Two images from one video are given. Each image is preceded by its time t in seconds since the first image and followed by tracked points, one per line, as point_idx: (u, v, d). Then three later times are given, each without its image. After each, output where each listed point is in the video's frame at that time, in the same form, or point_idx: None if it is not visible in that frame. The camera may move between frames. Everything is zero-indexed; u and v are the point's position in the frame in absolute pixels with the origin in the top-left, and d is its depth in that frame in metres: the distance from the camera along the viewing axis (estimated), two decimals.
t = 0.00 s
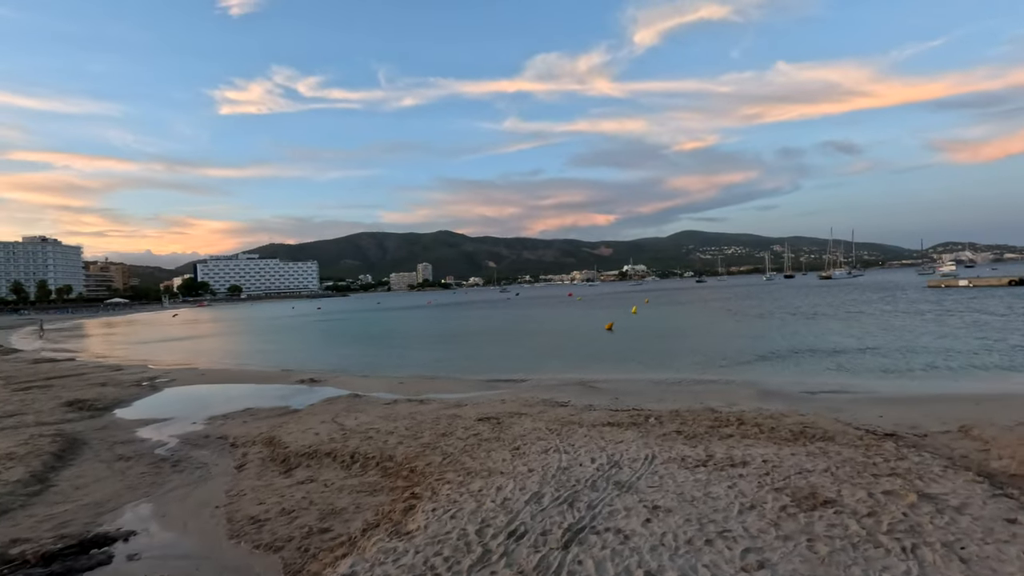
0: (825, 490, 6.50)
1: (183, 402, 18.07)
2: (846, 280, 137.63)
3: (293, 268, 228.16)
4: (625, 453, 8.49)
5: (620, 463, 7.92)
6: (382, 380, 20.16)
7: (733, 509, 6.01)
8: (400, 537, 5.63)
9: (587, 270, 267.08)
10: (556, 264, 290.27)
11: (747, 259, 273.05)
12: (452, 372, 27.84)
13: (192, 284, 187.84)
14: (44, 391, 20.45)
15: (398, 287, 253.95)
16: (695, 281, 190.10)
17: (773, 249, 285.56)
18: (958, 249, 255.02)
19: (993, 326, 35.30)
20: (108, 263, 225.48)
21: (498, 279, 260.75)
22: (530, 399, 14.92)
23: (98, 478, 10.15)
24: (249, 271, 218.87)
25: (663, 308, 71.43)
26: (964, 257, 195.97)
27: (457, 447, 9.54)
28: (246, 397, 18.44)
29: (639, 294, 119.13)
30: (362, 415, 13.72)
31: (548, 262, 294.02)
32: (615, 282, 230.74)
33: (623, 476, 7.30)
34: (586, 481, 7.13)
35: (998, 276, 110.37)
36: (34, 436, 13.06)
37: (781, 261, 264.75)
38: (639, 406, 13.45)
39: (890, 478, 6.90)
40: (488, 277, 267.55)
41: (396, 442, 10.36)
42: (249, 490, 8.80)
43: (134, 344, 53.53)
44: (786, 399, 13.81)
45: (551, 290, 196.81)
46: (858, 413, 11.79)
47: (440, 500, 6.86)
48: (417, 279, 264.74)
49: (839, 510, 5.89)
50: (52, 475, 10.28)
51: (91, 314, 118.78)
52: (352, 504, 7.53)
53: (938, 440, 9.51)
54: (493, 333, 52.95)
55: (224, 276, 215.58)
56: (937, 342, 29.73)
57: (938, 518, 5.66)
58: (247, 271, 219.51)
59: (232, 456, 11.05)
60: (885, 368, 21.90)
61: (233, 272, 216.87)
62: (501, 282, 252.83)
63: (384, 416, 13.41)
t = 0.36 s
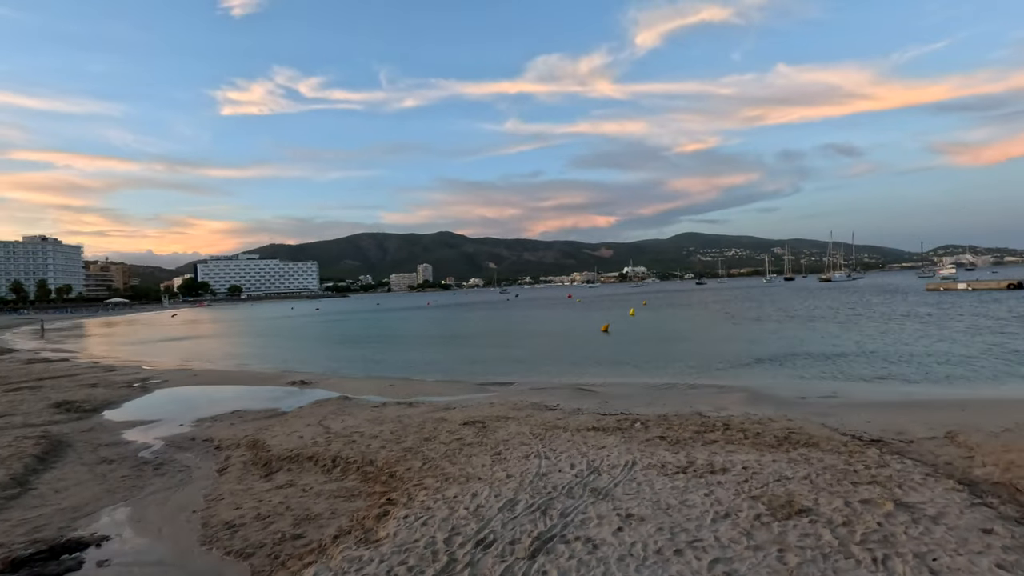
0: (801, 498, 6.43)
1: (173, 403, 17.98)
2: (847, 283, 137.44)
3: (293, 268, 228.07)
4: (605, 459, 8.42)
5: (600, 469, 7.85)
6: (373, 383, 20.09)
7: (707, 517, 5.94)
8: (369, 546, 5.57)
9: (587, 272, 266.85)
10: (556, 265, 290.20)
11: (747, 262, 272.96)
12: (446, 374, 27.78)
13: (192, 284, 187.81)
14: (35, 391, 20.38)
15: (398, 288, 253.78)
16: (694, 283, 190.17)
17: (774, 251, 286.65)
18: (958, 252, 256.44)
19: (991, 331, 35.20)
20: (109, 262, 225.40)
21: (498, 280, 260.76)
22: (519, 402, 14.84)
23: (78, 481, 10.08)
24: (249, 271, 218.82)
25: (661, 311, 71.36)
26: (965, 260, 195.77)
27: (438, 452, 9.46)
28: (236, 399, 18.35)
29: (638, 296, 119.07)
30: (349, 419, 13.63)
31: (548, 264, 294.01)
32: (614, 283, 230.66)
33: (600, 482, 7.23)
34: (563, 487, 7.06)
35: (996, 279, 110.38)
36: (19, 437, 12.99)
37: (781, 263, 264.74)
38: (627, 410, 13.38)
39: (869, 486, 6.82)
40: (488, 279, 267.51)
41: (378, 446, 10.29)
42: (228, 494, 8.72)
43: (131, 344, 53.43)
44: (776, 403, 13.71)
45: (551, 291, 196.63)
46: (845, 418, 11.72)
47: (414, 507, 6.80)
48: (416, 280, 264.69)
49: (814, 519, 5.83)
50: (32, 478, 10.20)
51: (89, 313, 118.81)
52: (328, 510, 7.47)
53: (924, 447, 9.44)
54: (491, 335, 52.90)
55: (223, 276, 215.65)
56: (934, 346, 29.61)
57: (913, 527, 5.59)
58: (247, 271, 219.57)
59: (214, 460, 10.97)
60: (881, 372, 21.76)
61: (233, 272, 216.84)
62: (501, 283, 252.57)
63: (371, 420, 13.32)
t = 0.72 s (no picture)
0: (774, 505, 6.39)
1: (157, 405, 17.80)
2: (841, 284, 138.10)
3: (288, 268, 227.37)
4: (583, 463, 8.36)
5: (576, 474, 7.79)
6: (360, 384, 19.99)
7: (678, 525, 5.90)
8: (335, 554, 5.50)
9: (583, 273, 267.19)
10: (552, 266, 290.50)
11: (742, 263, 273.88)
12: (436, 375, 27.72)
13: (186, 283, 186.73)
14: (18, 393, 20.17)
15: (393, 288, 253.12)
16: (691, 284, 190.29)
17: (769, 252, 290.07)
18: (949, 254, 263.18)
19: (981, 333, 35.41)
20: (101, 262, 223.86)
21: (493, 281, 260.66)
22: (504, 404, 14.77)
23: (53, 485, 9.96)
24: (243, 271, 217.83)
25: (655, 312, 71.40)
26: (957, 263, 197.18)
27: (416, 456, 9.37)
28: (221, 401, 18.20)
29: (633, 297, 119.34)
30: (331, 421, 13.52)
31: (543, 265, 294.26)
32: (610, 284, 230.88)
33: (575, 488, 7.18)
34: (537, 493, 7.01)
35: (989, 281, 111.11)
36: None
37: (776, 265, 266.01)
38: (612, 413, 13.34)
39: (843, 492, 6.80)
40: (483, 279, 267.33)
41: (357, 450, 10.21)
42: (202, 499, 8.60)
43: (122, 344, 53.04)
44: (761, 406, 13.72)
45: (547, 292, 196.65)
46: (827, 422, 11.74)
47: (385, 513, 6.73)
48: (412, 280, 264.30)
49: (785, 526, 5.79)
50: (6, 482, 10.06)
51: (81, 313, 118.07)
52: (300, 516, 7.41)
53: (903, 451, 9.44)
54: (484, 336, 52.78)
55: (217, 276, 214.73)
56: (924, 348, 29.66)
57: (883, 535, 5.56)
58: (241, 271, 218.70)
59: (193, 463, 10.85)
60: (871, 374, 21.84)
61: (227, 272, 215.76)
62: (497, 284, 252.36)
63: (353, 422, 13.22)
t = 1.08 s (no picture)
0: (755, 509, 6.24)
1: (137, 406, 17.44)
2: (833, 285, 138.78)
3: (280, 268, 226.00)
4: (564, 466, 8.18)
5: (556, 477, 7.62)
6: (345, 385, 19.70)
7: (656, 529, 5.73)
8: (299, 562, 5.29)
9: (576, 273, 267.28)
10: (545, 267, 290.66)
11: (735, 264, 275.16)
12: (424, 376, 27.47)
13: (176, 283, 184.90)
14: None
15: (386, 288, 251.93)
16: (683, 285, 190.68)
17: (762, 253, 292.28)
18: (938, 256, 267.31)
19: (971, 334, 35.53)
20: (90, 261, 221.38)
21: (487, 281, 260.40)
22: (490, 405, 14.57)
23: (20, 489, 9.66)
24: (235, 271, 216.08)
25: (647, 313, 71.38)
26: (947, 265, 198.85)
27: (395, 458, 9.16)
28: (203, 402, 17.88)
29: (626, 298, 119.51)
30: (312, 422, 13.26)
31: (537, 266, 294.29)
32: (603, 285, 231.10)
33: (553, 490, 7.01)
34: (514, 496, 6.83)
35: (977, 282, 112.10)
36: None
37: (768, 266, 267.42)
38: (597, 414, 13.17)
39: (827, 495, 6.66)
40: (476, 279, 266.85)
41: (335, 452, 9.97)
42: (172, 503, 8.35)
43: (108, 344, 52.29)
44: (748, 407, 13.59)
45: (540, 292, 196.27)
46: (813, 423, 11.63)
47: (357, 518, 6.53)
48: (404, 280, 263.52)
49: (765, 531, 5.63)
50: None
51: (69, 312, 116.66)
52: (271, 520, 7.19)
53: (889, 453, 9.35)
54: (474, 336, 52.55)
55: (208, 275, 213.07)
56: (913, 350, 29.75)
57: (865, 540, 5.42)
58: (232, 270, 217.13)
59: (167, 466, 10.57)
60: (861, 376, 21.76)
61: (218, 271, 214.17)
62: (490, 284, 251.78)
63: (334, 424, 12.97)
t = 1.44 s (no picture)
0: (728, 516, 6.08)
1: (113, 410, 17.07)
2: (824, 287, 139.62)
3: (271, 268, 224.56)
4: (539, 471, 8.00)
5: (528, 483, 7.44)
6: (328, 388, 19.41)
7: (625, 539, 5.55)
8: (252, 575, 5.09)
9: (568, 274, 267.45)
10: (538, 268, 290.74)
11: (727, 266, 276.41)
12: (410, 378, 27.21)
13: (165, 283, 183.09)
14: None
15: (378, 288, 250.75)
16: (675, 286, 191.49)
17: (753, 255, 294.32)
18: (927, 257, 270.10)
19: (959, 336, 35.72)
20: (78, 261, 218.71)
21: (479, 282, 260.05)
22: (471, 408, 14.37)
23: None
24: (225, 271, 214.21)
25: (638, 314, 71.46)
26: (935, 267, 200.92)
27: (367, 464, 8.94)
28: (180, 405, 17.54)
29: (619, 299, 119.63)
30: (288, 426, 13.01)
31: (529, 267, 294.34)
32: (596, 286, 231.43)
33: (523, 498, 6.83)
34: (482, 504, 6.64)
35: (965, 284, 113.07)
36: None
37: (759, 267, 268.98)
38: (579, 417, 13.01)
39: (802, 501, 6.53)
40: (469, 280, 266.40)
41: (307, 457, 9.74)
42: (134, 511, 8.09)
43: (92, 345, 51.47)
44: (732, 409, 13.48)
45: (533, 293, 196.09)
46: (795, 426, 11.55)
47: (319, 527, 6.32)
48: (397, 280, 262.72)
49: (736, 540, 5.48)
50: None
51: (55, 313, 115.26)
52: (233, 529, 6.96)
53: (869, 456, 9.24)
54: (464, 337, 52.32)
55: (198, 276, 211.33)
56: (899, 351, 29.84)
57: (838, 549, 5.27)
58: (222, 271, 215.49)
59: (135, 472, 10.29)
60: (847, 377, 21.76)
61: (208, 272, 212.46)
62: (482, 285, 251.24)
63: (311, 427, 12.72)
